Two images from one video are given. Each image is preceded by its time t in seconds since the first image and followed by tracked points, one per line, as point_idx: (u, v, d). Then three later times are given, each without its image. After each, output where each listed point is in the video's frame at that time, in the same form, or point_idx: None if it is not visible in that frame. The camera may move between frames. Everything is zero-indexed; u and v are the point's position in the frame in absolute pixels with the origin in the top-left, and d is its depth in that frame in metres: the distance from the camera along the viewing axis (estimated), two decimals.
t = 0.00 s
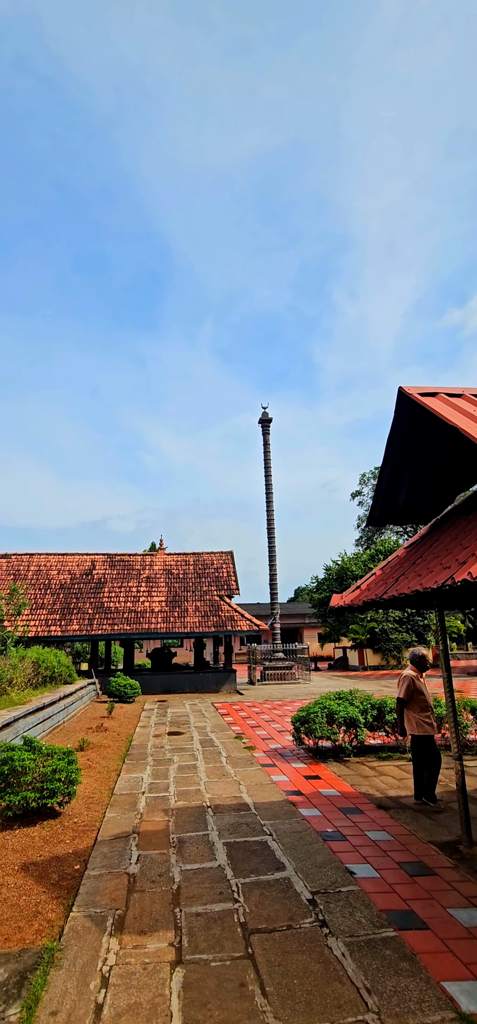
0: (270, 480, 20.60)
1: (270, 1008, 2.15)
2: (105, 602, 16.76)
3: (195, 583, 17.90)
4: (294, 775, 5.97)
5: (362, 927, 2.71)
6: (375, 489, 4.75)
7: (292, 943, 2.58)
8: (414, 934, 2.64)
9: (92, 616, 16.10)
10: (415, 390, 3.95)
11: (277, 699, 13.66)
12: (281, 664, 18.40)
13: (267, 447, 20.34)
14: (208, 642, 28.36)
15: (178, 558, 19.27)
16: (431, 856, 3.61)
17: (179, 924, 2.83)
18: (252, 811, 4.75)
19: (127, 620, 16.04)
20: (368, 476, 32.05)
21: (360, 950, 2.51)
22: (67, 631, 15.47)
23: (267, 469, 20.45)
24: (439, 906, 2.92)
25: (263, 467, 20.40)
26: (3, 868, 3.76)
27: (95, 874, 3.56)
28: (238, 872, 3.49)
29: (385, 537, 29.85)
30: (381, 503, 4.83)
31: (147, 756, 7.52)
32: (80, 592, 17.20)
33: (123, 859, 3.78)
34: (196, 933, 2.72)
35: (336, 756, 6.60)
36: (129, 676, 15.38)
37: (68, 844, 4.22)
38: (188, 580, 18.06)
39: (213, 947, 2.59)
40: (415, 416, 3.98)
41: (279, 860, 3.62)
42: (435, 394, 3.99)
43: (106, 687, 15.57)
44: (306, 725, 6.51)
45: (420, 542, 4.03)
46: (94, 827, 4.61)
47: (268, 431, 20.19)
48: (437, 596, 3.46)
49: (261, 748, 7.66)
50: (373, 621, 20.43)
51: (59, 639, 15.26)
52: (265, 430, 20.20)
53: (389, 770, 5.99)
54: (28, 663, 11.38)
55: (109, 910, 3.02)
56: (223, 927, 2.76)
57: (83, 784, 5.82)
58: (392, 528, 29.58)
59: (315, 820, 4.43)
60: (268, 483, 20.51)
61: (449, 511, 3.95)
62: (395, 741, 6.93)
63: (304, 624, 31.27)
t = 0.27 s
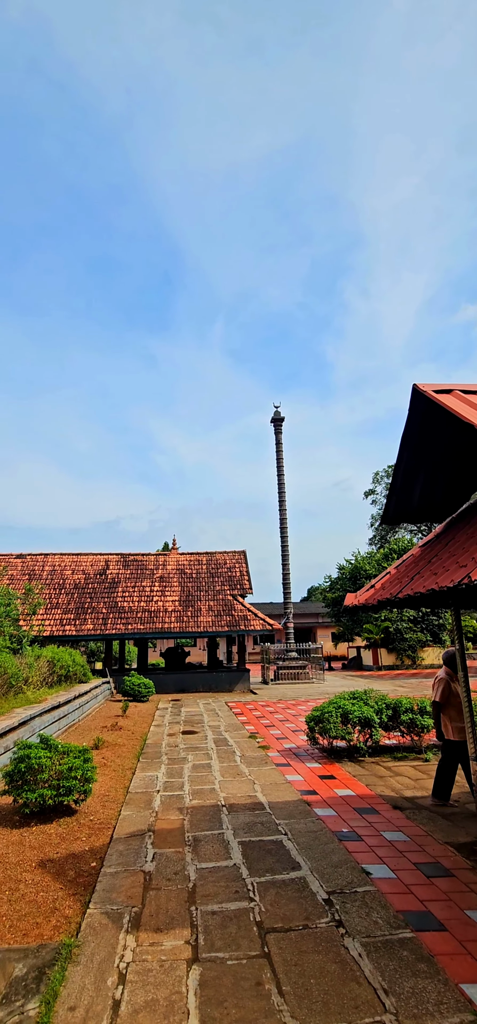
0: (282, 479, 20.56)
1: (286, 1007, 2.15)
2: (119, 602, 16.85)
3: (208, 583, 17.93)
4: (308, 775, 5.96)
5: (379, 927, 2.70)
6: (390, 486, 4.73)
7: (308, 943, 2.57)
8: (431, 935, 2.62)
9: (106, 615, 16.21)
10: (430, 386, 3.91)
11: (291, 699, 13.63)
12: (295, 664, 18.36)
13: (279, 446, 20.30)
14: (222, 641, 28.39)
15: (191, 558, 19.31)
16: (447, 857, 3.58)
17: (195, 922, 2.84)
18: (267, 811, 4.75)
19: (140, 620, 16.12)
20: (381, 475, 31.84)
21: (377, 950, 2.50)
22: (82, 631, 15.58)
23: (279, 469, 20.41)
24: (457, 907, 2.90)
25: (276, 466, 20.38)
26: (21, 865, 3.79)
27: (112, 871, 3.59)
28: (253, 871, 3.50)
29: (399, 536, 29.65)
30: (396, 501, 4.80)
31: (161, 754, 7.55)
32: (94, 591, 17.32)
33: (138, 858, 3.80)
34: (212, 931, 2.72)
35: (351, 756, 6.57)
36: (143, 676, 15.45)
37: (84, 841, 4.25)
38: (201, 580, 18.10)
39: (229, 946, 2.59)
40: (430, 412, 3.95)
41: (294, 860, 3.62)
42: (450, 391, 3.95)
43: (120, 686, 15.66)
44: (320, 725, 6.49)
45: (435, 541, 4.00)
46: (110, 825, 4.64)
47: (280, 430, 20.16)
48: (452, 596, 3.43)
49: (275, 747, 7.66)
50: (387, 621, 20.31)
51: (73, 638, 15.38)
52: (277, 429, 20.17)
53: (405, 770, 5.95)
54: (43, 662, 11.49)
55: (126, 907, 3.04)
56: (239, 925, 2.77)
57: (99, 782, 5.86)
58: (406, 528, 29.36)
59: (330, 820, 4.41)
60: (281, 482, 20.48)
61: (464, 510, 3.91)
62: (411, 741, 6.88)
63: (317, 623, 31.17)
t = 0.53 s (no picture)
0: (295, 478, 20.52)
1: (304, 1008, 2.15)
2: (133, 602, 16.93)
3: (221, 583, 17.94)
4: (324, 775, 5.95)
5: (396, 929, 2.68)
6: (404, 485, 4.70)
7: (325, 943, 2.57)
8: (450, 936, 2.60)
9: (120, 615, 16.30)
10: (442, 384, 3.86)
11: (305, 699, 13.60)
12: (309, 664, 18.32)
13: (291, 446, 20.26)
14: (235, 641, 28.41)
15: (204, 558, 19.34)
16: (465, 858, 3.55)
17: (211, 921, 2.85)
18: (282, 811, 4.74)
19: (154, 620, 16.18)
20: (395, 474, 31.64)
21: (394, 952, 2.49)
22: (96, 631, 15.68)
23: (292, 468, 20.37)
24: (475, 909, 2.87)
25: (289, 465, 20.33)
26: (39, 863, 3.83)
27: (128, 870, 3.61)
28: (269, 870, 3.49)
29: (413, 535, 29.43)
30: (410, 499, 4.77)
31: (176, 754, 7.58)
32: (108, 591, 17.43)
33: (155, 856, 3.82)
34: (228, 930, 2.73)
35: (367, 756, 6.54)
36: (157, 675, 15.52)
37: (100, 840, 4.28)
38: (214, 580, 18.12)
39: (246, 946, 2.59)
40: (444, 410, 3.91)
41: (310, 860, 3.61)
42: (465, 388, 3.91)
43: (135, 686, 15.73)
44: (335, 725, 6.47)
45: (451, 540, 3.96)
46: (126, 824, 4.66)
47: (293, 430, 20.11)
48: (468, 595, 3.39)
49: (290, 747, 7.65)
50: (402, 621, 20.18)
51: (88, 638, 15.49)
52: (290, 429, 20.13)
53: (421, 771, 5.91)
54: (59, 661, 11.59)
55: (143, 906, 3.06)
56: (255, 925, 2.77)
57: (115, 781, 5.90)
58: (420, 527, 29.14)
59: (346, 820, 4.39)
60: (294, 482, 20.44)
61: None
62: (427, 742, 6.82)
63: (331, 623, 31.06)
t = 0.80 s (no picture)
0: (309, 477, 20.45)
1: (322, 1008, 2.14)
2: (148, 603, 17.01)
3: (235, 583, 17.95)
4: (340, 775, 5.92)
5: (415, 931, 2.67)
6: (419, 484, 4.67)
7: (343, 945, 2.56)
8: (470, 939, 2.58)
9: (135, 615, 16.39)
10: (459, 382, 3.78)
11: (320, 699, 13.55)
12: (324, 663, 18.25)
13: (304, 446, 20.21)
14: (249, 641, 28.39)
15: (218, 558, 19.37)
16: None
17: (229, 920, 2.85)
18: (298, 811, 4.73)
19: (169, 620, 16.23)
20: (409, 473, 31.41)
21: (414, 953, 2.48)
22: (111, 631, 15.79)
23: (305, 468, 20.32)
24: None
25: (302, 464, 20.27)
26: (57, 861, 3.86)
27: (145, 869, 3.63)
28: (286, 871, 3.49)
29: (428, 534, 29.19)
30: (426, 498, 4.74)
31: (191, 754, 7.59)
32: (123, 592, 17.53)
33: (172, 856, 3.83)
34: (246, 930, 2.73)
35: (383, 757, 6.50)
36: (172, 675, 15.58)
37: (117, 838, 4.31)
38: (228, 580, 18.13)
39: (264, 945, 2.59)
40: (459, 407, 3.88)
41: (327, 860, 3.60)
42: None
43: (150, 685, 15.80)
44: (351, 725, 6.44)
45: (467, 539, 3.92)
46: (143, 823, 4.68)
47: (306, 429, 20.06)
48: None
49: (305, 747, 7.63)
50: (417, 620, 20.03)
51: (103, 638, 15.60)
52: (303, 428, 20.08)
53: (438, 772, 5.87)
54: (75, 662, 11.69)
55: (160, 905, 3.07)
56: (273, 925, 2.76)
57: (131, 780, 5.94)
58: (435, 526, 28.89)
59: (363, 821, 4.37)
60: (307, 482, 20.38)
61: None
62: (444, 742, 6.77)
63: (346, 623, 30.92)
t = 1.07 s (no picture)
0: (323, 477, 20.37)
1: (344, 1010, 2.13)
2: (163, 603, 17.10)
3: (250, 583, 17.95)
4: (359, 776, 5.87)
5: (437, 933, 2.64)
6: (436, 483, 4.63)
7: (363, 946, 2.54)
8: None
9: (151, 616, 16.47)
10: None
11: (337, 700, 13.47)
12: (340, 664, 18.17)
13: (319, 445, 20.14)
14: (265, 641, 28.35)
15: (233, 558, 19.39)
16: None
17: (248, 921, 2.85)
18: (317, 812, 4.71)
19: (185, 620, 16.28)
20: (425, 472, 31.15)
21: (436, 956, 2.45)
22: (128, 631, 15.88)
23: (320, 467, 20.25)
24: None
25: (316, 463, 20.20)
26: (77, 860, 3.89)
27: (164, 868, 3.64)
28: (306, 872, 3.47)
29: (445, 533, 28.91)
30: (443, 498, 4.69)
31: (209, 754, 7.60)
32: (139, 593, 17.63)
33: (191, 855, 3.84)
34: (266, 931, 2.73)
35: (402, 758, 6.44)
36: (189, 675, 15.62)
37: (136, 838, 4.34)
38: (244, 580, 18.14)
39: (284, 946, 2.59)
40: (475, 405, 3.85)
41: (346, 861, 3.58)
42: None
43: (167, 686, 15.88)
44: (369, 726, 6.39)
45: None
46: (161, 823, 4.70)
47: (320, 429, 19.99)
48: None
49: (323, 748, 7.61)
50: (435, 620, 19.84)
51: (120, 639, 15.70)
52: (317, 428, 20.01)
53: (458, 773, 5.80)
54: (92, 662, 11.78)
55: (180, 904, 3.08)
56: (292, 926, 2.75)
57: (149, 779, 5.97)
58: (452, 525, 28.60)
59: (382, 822, 4.34)
60: (322, 481, 20.32)
61: None
62: (463, 743, 6.69)
63: (362, 623, 30.75)
